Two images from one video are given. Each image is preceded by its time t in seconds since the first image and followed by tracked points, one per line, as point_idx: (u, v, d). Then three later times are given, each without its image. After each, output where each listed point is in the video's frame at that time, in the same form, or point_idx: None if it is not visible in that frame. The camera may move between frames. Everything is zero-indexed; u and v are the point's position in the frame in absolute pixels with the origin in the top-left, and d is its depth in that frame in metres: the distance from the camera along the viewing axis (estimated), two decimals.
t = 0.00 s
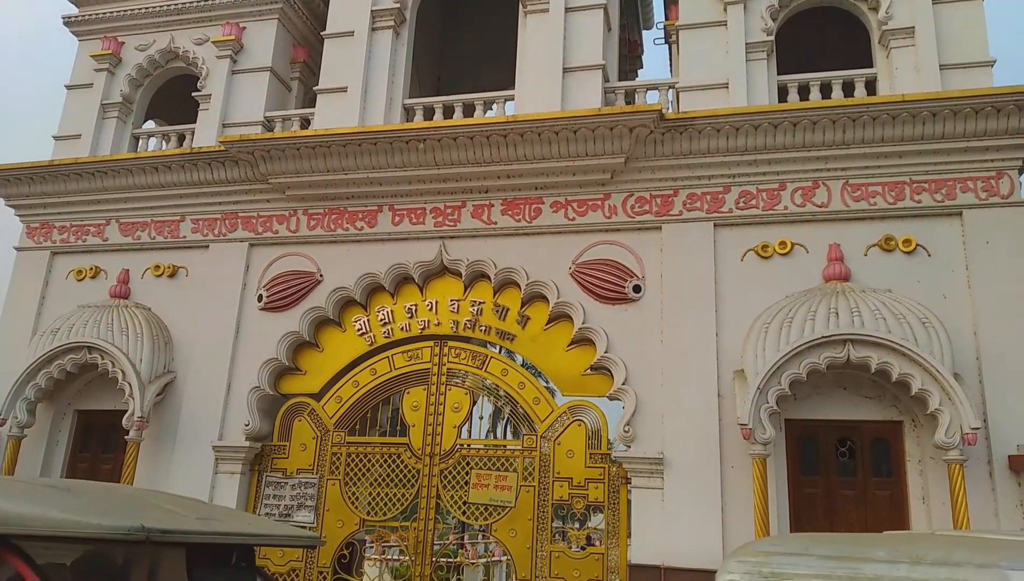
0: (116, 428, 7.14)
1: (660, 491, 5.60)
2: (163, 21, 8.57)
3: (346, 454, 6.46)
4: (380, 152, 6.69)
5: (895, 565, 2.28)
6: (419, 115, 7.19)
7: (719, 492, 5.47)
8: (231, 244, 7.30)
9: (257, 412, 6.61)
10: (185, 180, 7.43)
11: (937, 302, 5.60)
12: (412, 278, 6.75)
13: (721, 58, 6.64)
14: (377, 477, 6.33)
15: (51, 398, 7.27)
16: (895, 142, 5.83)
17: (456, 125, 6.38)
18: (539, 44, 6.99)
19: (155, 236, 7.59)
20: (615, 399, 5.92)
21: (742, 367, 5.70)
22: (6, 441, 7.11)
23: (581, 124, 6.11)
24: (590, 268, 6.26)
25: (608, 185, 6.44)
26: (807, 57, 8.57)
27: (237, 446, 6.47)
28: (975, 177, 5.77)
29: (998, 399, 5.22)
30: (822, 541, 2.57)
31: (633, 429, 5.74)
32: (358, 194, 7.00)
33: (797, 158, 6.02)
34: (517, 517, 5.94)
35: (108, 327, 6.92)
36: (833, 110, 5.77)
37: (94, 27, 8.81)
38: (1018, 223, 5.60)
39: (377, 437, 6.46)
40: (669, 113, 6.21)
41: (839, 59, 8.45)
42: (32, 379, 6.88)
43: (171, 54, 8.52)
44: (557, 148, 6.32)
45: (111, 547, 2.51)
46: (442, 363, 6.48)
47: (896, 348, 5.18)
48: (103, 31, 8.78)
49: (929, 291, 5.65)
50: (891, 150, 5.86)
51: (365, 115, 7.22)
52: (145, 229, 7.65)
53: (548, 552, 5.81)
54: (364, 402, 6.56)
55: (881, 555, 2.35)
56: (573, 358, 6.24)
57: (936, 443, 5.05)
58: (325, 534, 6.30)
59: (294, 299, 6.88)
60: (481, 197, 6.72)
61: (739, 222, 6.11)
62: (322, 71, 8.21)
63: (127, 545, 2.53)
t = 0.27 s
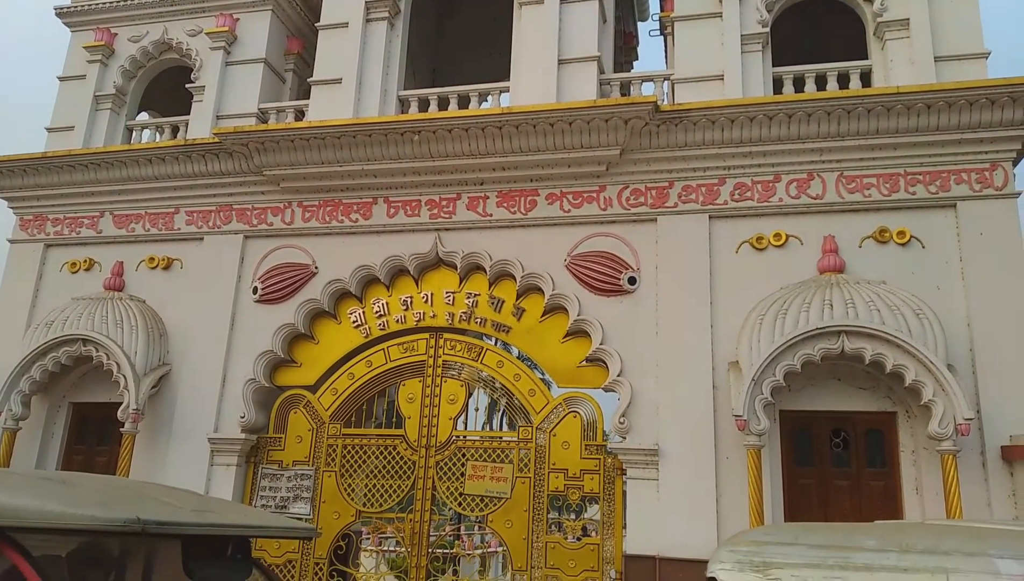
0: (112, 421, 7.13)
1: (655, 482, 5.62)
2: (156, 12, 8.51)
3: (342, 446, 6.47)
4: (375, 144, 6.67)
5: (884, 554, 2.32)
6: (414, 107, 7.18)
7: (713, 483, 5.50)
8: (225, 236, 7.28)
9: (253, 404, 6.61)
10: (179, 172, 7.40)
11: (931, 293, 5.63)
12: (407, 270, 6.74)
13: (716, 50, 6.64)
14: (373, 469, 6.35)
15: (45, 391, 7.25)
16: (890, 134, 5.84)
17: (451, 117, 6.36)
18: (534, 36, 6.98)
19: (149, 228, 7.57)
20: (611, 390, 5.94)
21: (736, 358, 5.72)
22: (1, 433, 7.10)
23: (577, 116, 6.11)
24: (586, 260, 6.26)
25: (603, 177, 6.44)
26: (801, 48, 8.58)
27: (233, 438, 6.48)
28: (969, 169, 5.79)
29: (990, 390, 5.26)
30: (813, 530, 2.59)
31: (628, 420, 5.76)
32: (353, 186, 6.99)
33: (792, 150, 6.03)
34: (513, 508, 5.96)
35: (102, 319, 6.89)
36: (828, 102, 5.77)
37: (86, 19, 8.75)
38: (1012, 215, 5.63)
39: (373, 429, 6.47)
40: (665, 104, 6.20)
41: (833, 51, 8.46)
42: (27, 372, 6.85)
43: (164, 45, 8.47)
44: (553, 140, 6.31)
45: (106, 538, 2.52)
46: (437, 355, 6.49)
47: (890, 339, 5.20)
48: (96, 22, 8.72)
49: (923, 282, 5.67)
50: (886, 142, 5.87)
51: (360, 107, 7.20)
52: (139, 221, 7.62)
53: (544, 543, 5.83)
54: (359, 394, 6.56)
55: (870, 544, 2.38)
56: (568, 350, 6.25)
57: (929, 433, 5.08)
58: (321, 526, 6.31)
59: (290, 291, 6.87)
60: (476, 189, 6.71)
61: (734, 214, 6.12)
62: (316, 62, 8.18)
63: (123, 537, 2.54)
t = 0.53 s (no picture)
0: (116, 405, 7.17)
1: (658, 464, 5.66)
2: None
3: (347, 429, 6.50)
4: (377, 128, 6.66)
5: (882, 533, 2.35)
6: (415, 91, 7.15)
7: (716, 465, 5.54)
8: (227, 221, 7.28)
9: (257, 388, 6.64)
10: (181, 157, 7.39)
11: (933, 276, 5.64)
12: (410, 255, 6.75)
13: (718, 33, 6.60)
14: (377, 452, 6.39)
15: (50, 376, 7.29)
16: (893, 117, 5.82)
17: (453, 101, 6.35)
18: (536, 19, 6.94)
19: (151, 213, 7.57)
20: (614, 373, 5.96)
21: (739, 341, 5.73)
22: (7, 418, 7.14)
23: (579, 100, 6.09)
24: (588, 244, 6.27)
25: (606, 161, 6.44)
26: (803, 31, 8.54)
27: (238, 421, 6.51)
28: (972, 152, 5.78)
29: (992, 373, 5.28)
30: (812, 510, 2.61)
31: (631, 403, 5.79)
32: (355, 171, 6.99)
33: (795, 133, 6.01)
34: (516, 490, 6.01)
35: (106, 304, 6.91)
36: (831, 85, 5.75)
37: (85, 3, 8.70)
38: (1015, 198, 5.62)
39: (377, 412, 6.50)
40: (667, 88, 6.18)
41: (836, 34, 8.41)
42: (31, 357, 6.88)
43: (164, 30, 8.42)
44: (555, 124, 6.30)
45: (113, 519, 2.55)
46: (441, 340, 6.51)
47: (893, 322, 5.21)
48: (95, 7, 8.68)
49: (925, 265, 5.68)
50: (889, 125, 5.86)
51: (361, 91, 7.18)
52: (142, 207, 7.62)
53: (547, 524, 5.88)
54: (363, 378, 6.59)
55: (868, 524, 2.41)
56: (571, 334, 6.27)
57: (931, 415, 5.11)
58: (326, 508, 6.36)
59: (292, 276, 6.89)
60: (478, 174, 6.71)
61: (737, 197, 6.11)
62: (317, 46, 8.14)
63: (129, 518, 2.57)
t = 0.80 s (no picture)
0: (121, 389, 7.21)
1: (659, 447, 5.68)
2: None
3: (349, 414, 6.53)
4: (377, 110, 6.61)
5: (878, 515, 2.35)
6: (416, 72, 7.09)
7: (716, 448, 5.55)
8: (228, 204, 7.26)
9: (259, 372, 6.66)
10: (181, 140, 7.35)
11: (937, 257, 5.59)
12: (411, 238, 6.73)
13: (722, 10, 6.51)
14: (380, 436, 6.41)
15: (54, 360, 7.32)
16: (898, 95, 5.75)
17: (453, 82, 6.29)
18: None
19: (152, 197, 7.55)
20: (615, 356, 5.96)
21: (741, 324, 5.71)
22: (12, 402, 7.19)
23: (580, 80, 6.02)
24: (590, 227, 6.23)
25: (607, 141, 6.38)
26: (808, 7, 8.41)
27: (241, 406, 6.54)
28: (978, 130, 5.71)
29: (995, 354, 5.25)
30: (809, 492, 2.61)
31: (632, 386, 5.79)
32: (356, 153, 6.95)
33: (799, 112, 5.94)
34: (519, 473, 6.03)
35: (109, 289, 6.91)
36: (836, 63, 5.67)
37: None
38: (1021, 177, 5.56)
39: (380, 396, 6.52)
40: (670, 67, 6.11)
41: (842, 10, 8.29)
42: (35, 341, 6.90)
43: (163, 10, 8.34)
44: (556, 105, 6.24)
45: (117, 503, 2.59)
46: (442, 323, 6.51)
47: (895, 304, 5.18)
48: None
49: (929, 246, 5.63)
50: (894, 104, 5.78)
51: (361, 73, 7.12)
52: (143, 190, 7.61)
53: (549, 507, 5.91)
54: (365, 362, 6.60)
55: (865, 506, 2.40)
56: (572, 317, 6.26)
57: (933, 397, 5.09)
58: (330, 491, 6.40)
59: (294, 260, 6.88)
60: (479, 155, 6.66)
61: (740, 178, 6.06)
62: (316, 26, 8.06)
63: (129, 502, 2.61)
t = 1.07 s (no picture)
0: (118, 378, 7.21)
1: (656, 433, 5.71)
2: None
3: (347, 401, 6.54)
4: (373, 98, 6.59)
5: (871, 499, 2.37)
6: (411, 60, 7.06)
7: (714, 433, 5.57)
8: (224, 194, 7.24)
9: (257, 360, 6.66)
10: (176, 129, 7.33)
11: (933, 243, 5.61)
12: (408, 227, 6.73)
13: None
14: (379, 423, 6.43)
15: (51, 350, 7.31)
16: (894, 82, 5.75)
17: (449, 70, 6.27)
18: None
19: (148, 186, 7.53)
20: (612, 344, 5.97)
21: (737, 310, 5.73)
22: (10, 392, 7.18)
23: (577, 67, 6.01)
24: (587, 214, 6.23)
25: (604, 129, 6.37)
26: None
27: (239, 395, 6.55)
28: (974, 117, 5.71)
29: (989, 339, 5.29)
30: (802, 477, 2.64)
31: (629, 373, 5.81)
32: (352, 141, 6.93)
33: (795, 99, 5.94)
34: (517, 459, 6.05)
35: (105, 279, 6.90)
36: (832, 50, 5.67)
37: None
38: (1016, 163, 5.58)
39: (377, 384, 6.53)
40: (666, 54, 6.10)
41: None
42: (31, 332, 6.89)
43: None
44: (552, 93, 6.23)
45: (117, 490, 2.56)
46: (440, 311, 6.52)
47: (891, 290, 5.19)
48: None
49: (925, 232, 5.65)
50: (890, 91, 5.79)
51: (356, 61, 7.09)
52: (138, 179, 7.58)
53: (547, 492, 5.94)
54: (363, 351, 6.61)
55: (858, 489, 2.43)
56: (570, 304, 6.27)
57: (928, 382, 5.12)
58: (328, 479, 6.42)
59: (291, 249, 6.87)
60: (475, 144, 6.65)
61: (737, 165, 6.06)
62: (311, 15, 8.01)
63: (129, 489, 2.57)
